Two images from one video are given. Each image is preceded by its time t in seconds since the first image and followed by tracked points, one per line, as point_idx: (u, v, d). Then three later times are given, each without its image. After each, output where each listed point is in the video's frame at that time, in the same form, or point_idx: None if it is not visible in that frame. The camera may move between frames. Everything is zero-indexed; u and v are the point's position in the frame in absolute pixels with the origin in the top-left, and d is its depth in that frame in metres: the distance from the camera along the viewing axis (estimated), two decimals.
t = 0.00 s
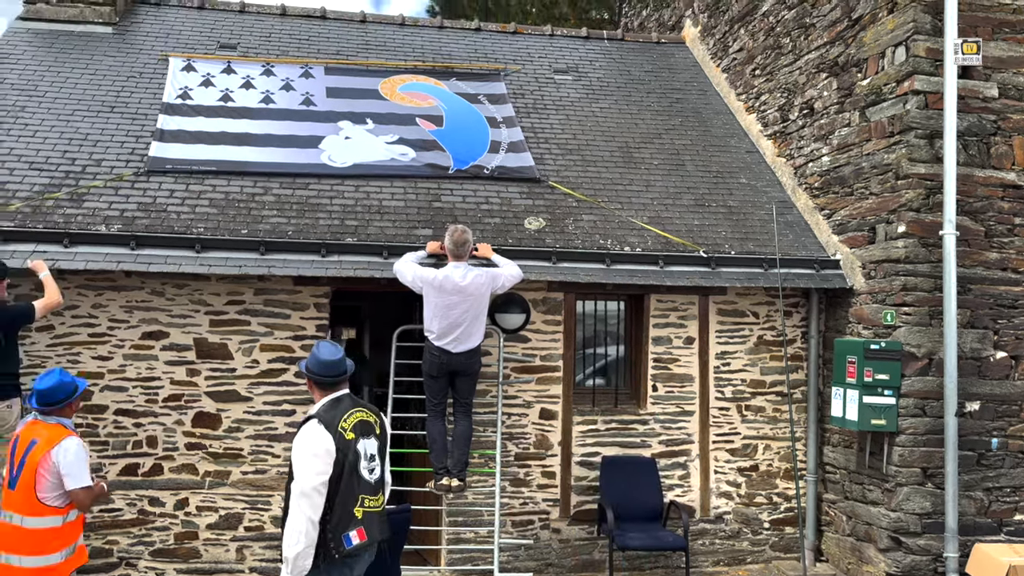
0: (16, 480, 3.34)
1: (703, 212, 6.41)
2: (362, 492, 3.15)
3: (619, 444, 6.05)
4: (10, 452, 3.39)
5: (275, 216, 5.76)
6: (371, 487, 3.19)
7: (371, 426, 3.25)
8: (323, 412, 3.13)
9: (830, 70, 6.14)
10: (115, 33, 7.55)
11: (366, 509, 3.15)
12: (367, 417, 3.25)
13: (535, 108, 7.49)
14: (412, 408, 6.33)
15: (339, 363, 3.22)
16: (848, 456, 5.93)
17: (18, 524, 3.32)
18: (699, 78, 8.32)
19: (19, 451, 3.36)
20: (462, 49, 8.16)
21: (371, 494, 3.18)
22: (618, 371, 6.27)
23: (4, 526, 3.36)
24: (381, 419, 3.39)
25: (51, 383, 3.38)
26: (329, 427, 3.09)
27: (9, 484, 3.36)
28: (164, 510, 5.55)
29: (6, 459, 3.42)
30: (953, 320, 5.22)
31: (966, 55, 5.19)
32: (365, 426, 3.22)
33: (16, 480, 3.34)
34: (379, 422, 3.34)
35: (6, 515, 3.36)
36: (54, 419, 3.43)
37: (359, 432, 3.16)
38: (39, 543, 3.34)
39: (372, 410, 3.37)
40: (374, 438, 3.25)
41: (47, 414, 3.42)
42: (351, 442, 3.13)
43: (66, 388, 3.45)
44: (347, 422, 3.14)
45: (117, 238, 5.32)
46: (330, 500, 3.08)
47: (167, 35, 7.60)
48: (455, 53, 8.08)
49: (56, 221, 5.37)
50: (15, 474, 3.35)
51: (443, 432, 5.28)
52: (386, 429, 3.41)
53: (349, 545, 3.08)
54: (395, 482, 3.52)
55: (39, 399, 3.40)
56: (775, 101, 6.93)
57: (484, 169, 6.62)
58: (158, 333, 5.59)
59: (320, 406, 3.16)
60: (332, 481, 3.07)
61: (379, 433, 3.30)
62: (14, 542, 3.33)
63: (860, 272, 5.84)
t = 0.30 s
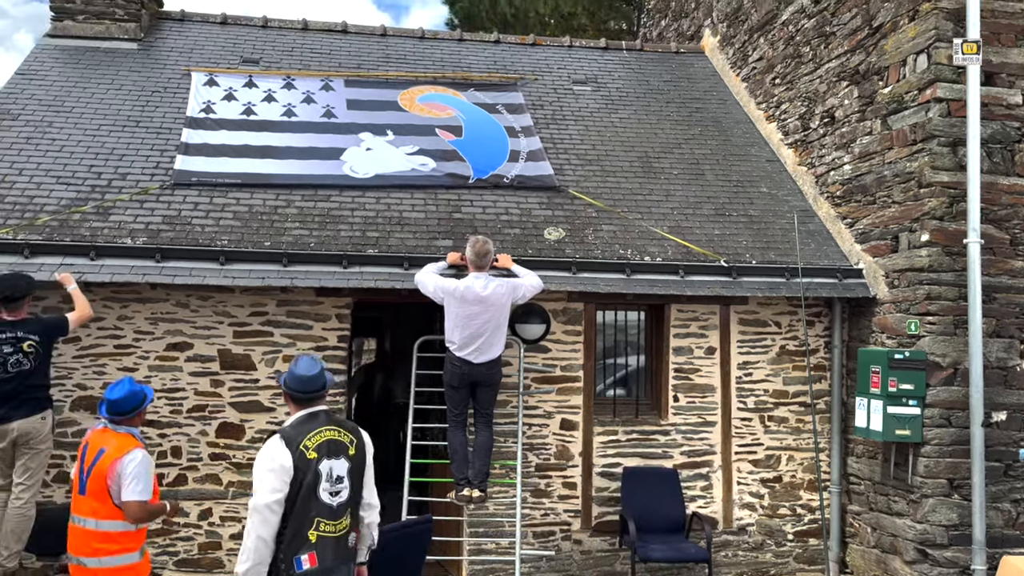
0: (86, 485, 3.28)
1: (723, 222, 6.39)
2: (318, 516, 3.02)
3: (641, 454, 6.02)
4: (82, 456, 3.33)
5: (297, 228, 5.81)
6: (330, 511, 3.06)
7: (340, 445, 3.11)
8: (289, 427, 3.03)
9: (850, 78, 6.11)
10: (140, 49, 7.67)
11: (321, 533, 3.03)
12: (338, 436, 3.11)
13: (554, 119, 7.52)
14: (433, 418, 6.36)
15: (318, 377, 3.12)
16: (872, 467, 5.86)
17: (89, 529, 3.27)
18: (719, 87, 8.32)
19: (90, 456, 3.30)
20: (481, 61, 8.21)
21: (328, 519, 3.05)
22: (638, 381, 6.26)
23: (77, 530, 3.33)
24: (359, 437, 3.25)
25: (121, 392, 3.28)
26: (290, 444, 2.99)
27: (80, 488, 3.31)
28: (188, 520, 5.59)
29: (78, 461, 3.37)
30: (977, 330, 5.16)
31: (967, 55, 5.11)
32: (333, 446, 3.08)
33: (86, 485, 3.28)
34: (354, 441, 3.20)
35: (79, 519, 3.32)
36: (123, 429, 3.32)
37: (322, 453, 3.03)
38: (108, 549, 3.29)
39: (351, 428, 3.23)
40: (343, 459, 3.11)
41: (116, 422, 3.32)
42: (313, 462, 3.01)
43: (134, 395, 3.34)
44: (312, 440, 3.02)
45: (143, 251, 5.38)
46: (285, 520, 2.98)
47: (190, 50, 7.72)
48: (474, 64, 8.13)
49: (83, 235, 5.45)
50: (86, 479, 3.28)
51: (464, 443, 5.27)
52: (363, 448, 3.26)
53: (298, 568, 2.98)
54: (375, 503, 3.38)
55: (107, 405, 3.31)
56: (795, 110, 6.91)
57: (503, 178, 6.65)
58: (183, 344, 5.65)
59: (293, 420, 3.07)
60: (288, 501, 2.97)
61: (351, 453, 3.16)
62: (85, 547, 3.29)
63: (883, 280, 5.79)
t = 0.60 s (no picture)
0: (164, 504, 3.25)
1: (748, 232, 6.36)
2: (297, 525, 3.02)
3: (666, 467, 5.97)
4: (152, 475, 3.28)
5: (323, 240, 5.85)
6: (313, 521, 3.04)
7: (328, 454, 3.09)
8: (276, 435, 3.06)
9: (876, 87, 6.07)
10: (168, 64, 7.79)
11: (302, 542, 3.02)
12: (326, 445, 3.09)
13: (576, 130, 7.52)
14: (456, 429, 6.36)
15: (312, 385, 3.13)
16: (901, 480, 5.77)
17: (171, 546, 3.26)
18: (743, 97, 8.30)
19: (162, 475, 3.26)
20: (503, 73, 8.25)
21: (308, 529, 3.03)
22: (663, 393, 6.22)
23: (151, 548, 3.29)
24: (355, 446, 3.22)
25: (189, 406, 3.28)
26: (274, 451, 3.01)
27: (154, 507, 3.27)
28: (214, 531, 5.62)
29: (144, 482, 3.30)
30: (1008, 341, 5.00)
31: (965, 55, 5.24)
32: (320, 455, 3.07)
33: (164, 504, 3.25)
34: (347, 451, 3.17)
35: (154, 537, 3.28)
36: (194, 442, 3.34)
37: (306, 462, 3.03)
38: (190, 564, 3.29)
39: (347, 436, 3.21)
40: (331, 468, 3.09)
41: (187, 435, 3.33)
42: (295, 471, 3.01)
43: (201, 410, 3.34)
44: (296, 448, 3.03)
45: (171, 264, 5.45)
46: (266, 527, 3.01)
47: (217, 65, 7.83)
48: (497, 77, 8.18)
49: (113, 248, 5.53)
50: (163, 499, 3.25)
51: (488, 455, 5.24)
52: (358, 458, 3.22)
53: None
54: (376, 514, 3.32)
55: (176, 421, 3.28)
56: (821, 120, 6.88)
57: (526, 187, 6.67)
58: (210, 356, 5.69)
59: (285, 427, 3.10)
60: (268, 509, 3.00)
61: (341, 462, 3.13)
62: (165, 565, 3.27)
63: (911, 291, 5.72)
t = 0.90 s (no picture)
0: (214, 514, 3.14)
1: (773, 243, 6.32)
2: (319, 535, 2.98)
3: (691, 480, 5.92)
4: (202, 484, 3.16)
5: (347, 252, 5.88)
6: (335, 531, 3.01)
7: (349, 464, 3.05)
8: (297, 445, 3.04)
9: (902, 97, 6.02)
10: (195, 79, 7.90)
11: (324, 552, 2.99)
12: (346, 455, 3.06)
13: (599, 141, 7.53)
14: (479, 441, 6.35)
15: (336, 394, 3.09)
16: (931, 494, 5.68)
17: (216, 558, 3.13)
18: (767, 108, 8.28)
19: (212, 485, 3.15)
20: (526, 85, 8.28)
21: (330, 539, 3.00)
22: (687, 405, 6.18)
23: (195, 559, 3.16)
24: (377, 455, 3.17)
25: (244, 415, 3.19)
26: (294, 462, 2.99)
27: (202, 516, 3.15)
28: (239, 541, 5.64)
29: (191, 490, 3.18)
30: None
31: (966, 56, 5.29)
32: (340, 465, 3.04)
33: (214, 514, 3.14)
34: (369, 460, 3.12)
35: (200, 547, 3.15)
36: (246, 453, 3.25)
37: (326, 472, 3.00)
38: None
39: (369, 446, 3.17)
40: (352, 478, 3.06)
41: (239, 445, 3.24)
42: (315, 482, 2.98)
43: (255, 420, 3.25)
44: (316, 458, 3.01)
45: (198, 276, 5.50)
46: (288, 537, 2.98)
47: (243, 79, 7.92)
48: (519, 89, 8.21)
49: (141, 260, 5.59)
50: (213, 509, 3.14)
51: (511, 466, 5.17)
52: (380, 468, 3.17)
53: None
54: (401, 525, 3.26)
55: (231, 431, 3.19)
56: (846, 130, 6.84)
57: (548, 198, 6.68)
58: (236, 367, 5.73)
59: (306, 438, 3.07)
60: (290, 519, 2.97)
61: (362, 472, 3.09)
62: None
63: (939, 302, 5.65)
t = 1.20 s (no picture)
0: (244, 522, 3.16)
1: (796, 253, 6.28)
2: (337, 543, 2.94)
3: (713, 491, 5.87)
4: (231, 492, 3.20)
5: (368, 262, 5.91)
6: (352, 540, 2.95)
7: (370, 473, 3.01)
8: (322, 452, 3.03)
9: (926, 106, 5.97)
10: (220, 91, 8.00)
11: (341, 561, 2.94)
12: (368, 464, 3.02)
13: (620, 151, 7.53)
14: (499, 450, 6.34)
15: (363, 402, 3.09)
16: (957, 507, 5.60)
17: (249, 565, 3.15)
18: (789, 117, 8.25)
19: (240, 492, 3.19)
20: (546, 96, 8.31)
21: (348, 547, 2.94)
22: (709, 416, 6.16)
23: (227, 568, 3.18)
24: (400, 466, 3.12)
25: (266, 423, 3.20)
26: (316, 468, 2.98)
27: (233, 525, 3.18)
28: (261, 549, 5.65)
29: (223, 500, 3.24)
30: None
31: (966, 55, 5.46)
32: (362, 474, 3.00)
33: (243, 522, 3.17)
34: (391, 470, 3.08)
35: (232, 556, 3.17)
36: (271, 459, 3.26)
37: (348, 479, 2.97)
38: None
39: (392, 457, 3.12)
40: (373, 487, 3.01)
41: (264, 453, 3.25)
42: (336, 489, 2.96)
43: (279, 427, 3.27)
44: (339, 466, 2.99)
45: (222, 285, 5.55)
46: (307, 543, 2.95)
47: (267, 91, 8.01)
48: (540, 99, 8.24)
49: (166, 269, 5.65)
50: (243, 516, 3.17)
51: (532, 476, 5.11)
52: (403, 478, 3.11)
53: None
54: (424, 537, 3.18)
55: (255, 439, 3.21)
56: (869, 139, 6.80)
57: (569, 207, 6.69)
58: (259, 375, 5.77)
59: (332, 445, 3.07)
60: (310, 525, 2.95)
61: (383, 482, 3.04)
62: None
63: (965, 313, 5.59)
